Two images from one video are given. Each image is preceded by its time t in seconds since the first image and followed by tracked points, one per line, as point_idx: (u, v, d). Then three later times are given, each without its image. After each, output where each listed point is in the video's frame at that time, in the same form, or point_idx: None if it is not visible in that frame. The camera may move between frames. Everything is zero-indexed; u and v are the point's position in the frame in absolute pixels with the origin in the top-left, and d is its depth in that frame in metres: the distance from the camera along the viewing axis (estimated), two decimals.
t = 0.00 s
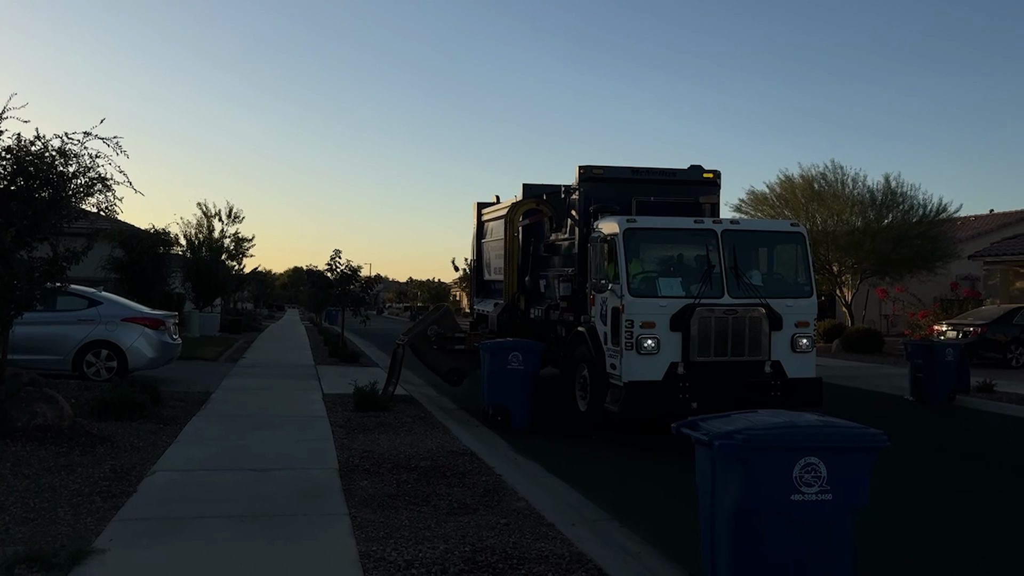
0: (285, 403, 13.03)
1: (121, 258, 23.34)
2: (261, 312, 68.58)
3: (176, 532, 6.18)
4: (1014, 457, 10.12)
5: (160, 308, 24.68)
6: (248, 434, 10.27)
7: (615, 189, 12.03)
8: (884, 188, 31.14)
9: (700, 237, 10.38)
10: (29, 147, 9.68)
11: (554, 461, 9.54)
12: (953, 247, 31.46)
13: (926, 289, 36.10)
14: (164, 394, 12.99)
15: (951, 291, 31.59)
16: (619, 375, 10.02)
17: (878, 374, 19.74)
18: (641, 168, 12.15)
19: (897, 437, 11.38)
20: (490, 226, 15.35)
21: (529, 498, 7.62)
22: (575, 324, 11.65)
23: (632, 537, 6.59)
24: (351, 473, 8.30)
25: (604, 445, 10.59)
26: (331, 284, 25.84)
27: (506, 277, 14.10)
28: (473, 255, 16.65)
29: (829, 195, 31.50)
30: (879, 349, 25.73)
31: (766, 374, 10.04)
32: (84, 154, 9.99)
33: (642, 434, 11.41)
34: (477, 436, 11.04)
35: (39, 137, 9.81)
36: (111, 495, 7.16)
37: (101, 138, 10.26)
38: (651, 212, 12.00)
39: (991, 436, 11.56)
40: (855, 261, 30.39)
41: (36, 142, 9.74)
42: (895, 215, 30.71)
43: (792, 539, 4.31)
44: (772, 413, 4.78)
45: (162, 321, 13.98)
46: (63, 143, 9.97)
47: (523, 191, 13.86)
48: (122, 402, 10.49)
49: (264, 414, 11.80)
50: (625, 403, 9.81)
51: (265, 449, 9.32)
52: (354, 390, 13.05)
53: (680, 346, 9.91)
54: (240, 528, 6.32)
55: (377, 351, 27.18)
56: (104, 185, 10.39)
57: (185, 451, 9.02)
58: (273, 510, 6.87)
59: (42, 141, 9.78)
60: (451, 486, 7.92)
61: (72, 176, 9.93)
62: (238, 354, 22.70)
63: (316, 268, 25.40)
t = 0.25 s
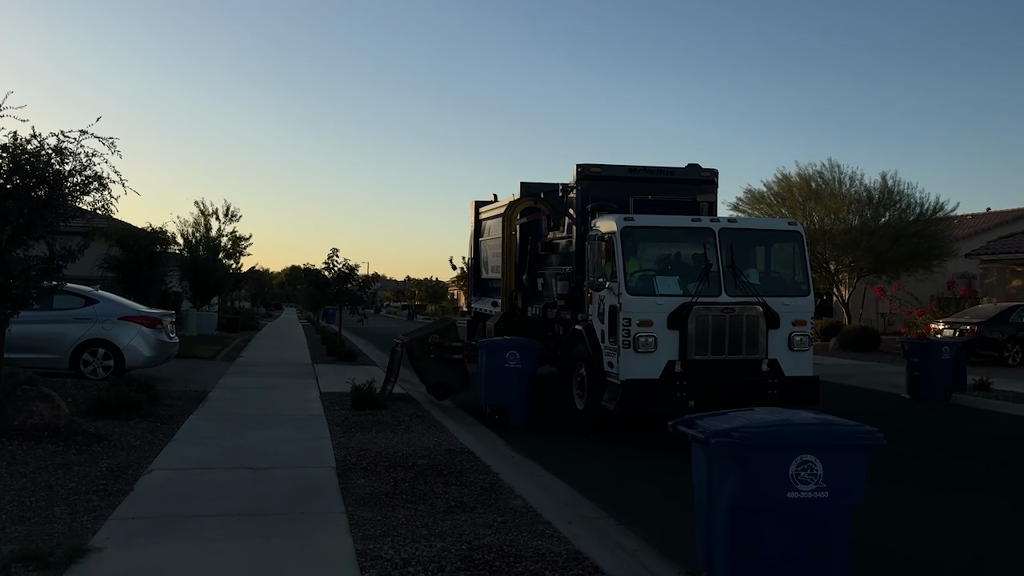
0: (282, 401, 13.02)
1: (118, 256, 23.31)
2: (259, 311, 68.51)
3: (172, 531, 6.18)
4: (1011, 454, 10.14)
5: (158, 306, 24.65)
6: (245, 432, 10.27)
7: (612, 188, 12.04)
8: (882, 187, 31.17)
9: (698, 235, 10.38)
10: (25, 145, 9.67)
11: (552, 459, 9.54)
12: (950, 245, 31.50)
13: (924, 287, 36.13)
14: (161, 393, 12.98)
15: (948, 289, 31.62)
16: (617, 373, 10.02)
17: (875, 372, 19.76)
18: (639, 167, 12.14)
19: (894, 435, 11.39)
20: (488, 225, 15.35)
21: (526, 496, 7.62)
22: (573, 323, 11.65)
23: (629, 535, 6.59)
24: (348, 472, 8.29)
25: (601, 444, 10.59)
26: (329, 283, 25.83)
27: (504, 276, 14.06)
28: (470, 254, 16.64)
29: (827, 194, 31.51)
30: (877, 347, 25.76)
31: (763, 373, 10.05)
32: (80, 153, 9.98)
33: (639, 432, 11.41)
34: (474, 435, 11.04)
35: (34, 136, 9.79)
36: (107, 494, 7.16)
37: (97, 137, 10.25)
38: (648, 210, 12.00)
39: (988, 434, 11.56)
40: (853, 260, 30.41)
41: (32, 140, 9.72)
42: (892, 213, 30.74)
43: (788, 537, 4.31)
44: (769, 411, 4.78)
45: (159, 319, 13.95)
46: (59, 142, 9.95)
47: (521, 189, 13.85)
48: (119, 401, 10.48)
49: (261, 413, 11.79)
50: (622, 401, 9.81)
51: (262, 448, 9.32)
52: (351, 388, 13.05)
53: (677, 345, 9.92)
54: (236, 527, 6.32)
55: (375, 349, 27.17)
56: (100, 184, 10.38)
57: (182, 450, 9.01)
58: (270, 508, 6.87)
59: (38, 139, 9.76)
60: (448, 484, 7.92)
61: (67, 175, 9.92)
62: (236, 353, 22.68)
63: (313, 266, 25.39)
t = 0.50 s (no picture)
0: (280, 400, 13.02)
1: (116, 255, 23.28)
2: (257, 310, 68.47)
3: (171, 530, 6.18)
4: (1008, 452, 10.16)
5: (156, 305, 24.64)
6: (243, 431, 10.27)
7: (609, 186, 12.04)
8: (879, 185, 31.21)
9: (696, 234, 10.39)
10: (22, 144, 9.66)
11: (550, 458, 9.54)
12: (948, 243, 31.54)
13: (921, 285, 36.17)
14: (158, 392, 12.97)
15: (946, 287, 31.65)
16: (614, 372, 10.03)
17: (873, 370, 19.77)
18: (636, 165, 12.14)
19: (892, 434, 11.40)
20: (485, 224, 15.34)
21: (524, 495, 7.62)
22: (571, 322, 11.65)
23: (627, 533, 6.60)
24: (346, 470, 8.30)
25: (599, 442, 10.60)
26: (327, 282, 25.82)
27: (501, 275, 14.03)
28: (468, 253, 16.65)
29: (824, 192, 31.53)
30: (874, 345, 25.78)
31: (761, 371, 10.06)
32: (77, 151, 9.97)
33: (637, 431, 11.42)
34: (472, 434, 11.04)
35: (31, 135, 9.79)
36: (105, 493, 7.15)
37: (94, 135, 10.24)
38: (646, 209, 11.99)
39: (985, 432, 11.58)
40: (850, 258, 30.44)
41: (29, 139, 9.71)
42: (890, 211, 30.78)
43: (786, 535, 4.32)
44: (767, 409, 4.78)
45: (157, 318, 13.94)
46: (56, 140, 9.95)
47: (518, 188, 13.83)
48: (117, 400, 10.48)
49: (259, 412, 11.79)
50: (620, 400, 9.82)
51: (260, 447, 9.32)
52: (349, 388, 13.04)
53: (675, 343, 9.93)
54: (234, 525, 6.32)
55: (373, 348, 27.17)
56: (97, 182, 10.38)
57: (180, 449, 9.01)
58: (268, 507, 6.87)
59: (35, 138, 9.76)
60: (446, 483, 7.93)
61: (64, 174, 9.91)
62: (234, 352, 22.67)
63: (311, 265, 25.39)
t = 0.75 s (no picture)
0: (278, 399, 13.02)
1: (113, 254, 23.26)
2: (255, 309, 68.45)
3: (168, 529, 6.18)
4: (1006, 450, 10.18)
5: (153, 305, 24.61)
6: (242, 430, 10.26)
7: (607, 185, 12.04)
8: (877, 184, 31.24)
9: (694, 233, 10.40)
10: (19, 142, 9.65)
11: (548, 457, 9.55)
12: (946, 242, 31.58)
13: (919, 284, 36.22)
14: (156, 391, 12.96)
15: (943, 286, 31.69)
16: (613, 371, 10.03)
17: (870, 369, 19.79)
18: (635, 164, 12.14)
19: (889, 432, 11.42)
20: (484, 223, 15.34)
21: (522, 493, 7.63)
22: (569, 320, 11.65)
23: (626, 531, 6.61)
24: (344, 469, 8.30)
25: (597, 441, 10.61)
26: (325, 281, 25.82)
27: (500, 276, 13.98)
28: (466, 252, 16.65)
29: (822, 191, 31.56)
30: (871, 344, 25.81)
31: (759, 370, 10.06)
32: (74, 150, 9.96)
33: (635, 429, 11.43)
34: (470, 432, 11.05)
35: (29, 133, 9.78)
36: (103, 492, 7.15)
37: (91, 134, 10.23)
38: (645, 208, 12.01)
39: (983, 430, 11.60)
40: (848, 257, 30.47)
41: (26, 138, 9.71)
42: (887, 210, 30.82)
43: (783, 533, 4.33)
44: (764, 407, 4.79)
45: (155, 317, 13.92)
46: (53, 139, 9.94)
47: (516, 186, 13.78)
48: (114, 399, 10.47)
49: (257, 411, 11.79)
50: (618, 398, 9.82)
51: (258, 445, 9.32)
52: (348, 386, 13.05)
53: (673, 342, 9.93)
54: (232, 524, 6.32)
55: (371, 347, 27.17)
56: (95, 181, 10.37)
57: (178, 448, 9.00)
58: (266, 505, 6.88)
59: (32, 137, 9.75)
60: (444, 482, 7.93)
61: (61, 172, 9.90)
62: (232, 351, 22.66)
63: (309, 264, 25.39)
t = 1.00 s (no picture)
0: (277, 398, 13.02)
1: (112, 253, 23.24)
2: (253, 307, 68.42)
3: (167, 527, 6.17)
4: (1004, 449, 10.18)
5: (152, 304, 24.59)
6: (240, 429, 10.26)
7: (606, 183, 12.03)
8: (875, 182, 31.26)
9: (692, 231, 10.40)
10: (17, 141, 9.64)
11: (546, 455, 9.55)
12: (944, 241, 31.61)
13: (917, 282, 36.25)
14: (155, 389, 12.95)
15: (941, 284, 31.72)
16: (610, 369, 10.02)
17: (868, 367, 19.80)
18: (633, 162, 12.14)
19: (887, 430, 11.43)
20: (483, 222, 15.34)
21: (521, 492, 7.63)
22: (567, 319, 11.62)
23: (624, 530, 6.61)
24: (343, 467, 8.31)
25: (595, 439, 10.62)
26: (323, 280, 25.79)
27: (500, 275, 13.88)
28: (465, 250, 16.65)
29: (821, 189, 31.57)
30: (869, 342, 25.83)
31: (757, 368, 10.07)
32: (72, 149, 9.96)
33: (633, 427, 11.44)
34: (468, 431, 11.05)
35: (27, 132, 9.78)
36: (101, 491, 7.14)
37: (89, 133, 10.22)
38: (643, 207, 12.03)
39: (981, 429, 11.61)
40: (847, 255, 30.49)
41: (24, 136, 9.70)
42: (886, 208, 30.84)
43: (782, 531, 4.33)
44: (763, 405, 4.79)
45: (153, 316, 13.92)
46: (51, 138, 9.93)
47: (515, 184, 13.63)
48: (113, 398, 10.46)
49: (255, 409, 11.78)
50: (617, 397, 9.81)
51: (256, 444, 9.32)
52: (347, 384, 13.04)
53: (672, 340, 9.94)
54: (231, 523, 6.32)
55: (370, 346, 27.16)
56: (93, 180, 10.36)
57: (176, 447, 9.00)
58: (265, 504, 6.88)
59: (30, 136, 9.74)
60: (443, 480, 7.94)
61: (60, 171, 9.90)
62: (230, 350, 22.64)
63: (308, 263, 25.39)
